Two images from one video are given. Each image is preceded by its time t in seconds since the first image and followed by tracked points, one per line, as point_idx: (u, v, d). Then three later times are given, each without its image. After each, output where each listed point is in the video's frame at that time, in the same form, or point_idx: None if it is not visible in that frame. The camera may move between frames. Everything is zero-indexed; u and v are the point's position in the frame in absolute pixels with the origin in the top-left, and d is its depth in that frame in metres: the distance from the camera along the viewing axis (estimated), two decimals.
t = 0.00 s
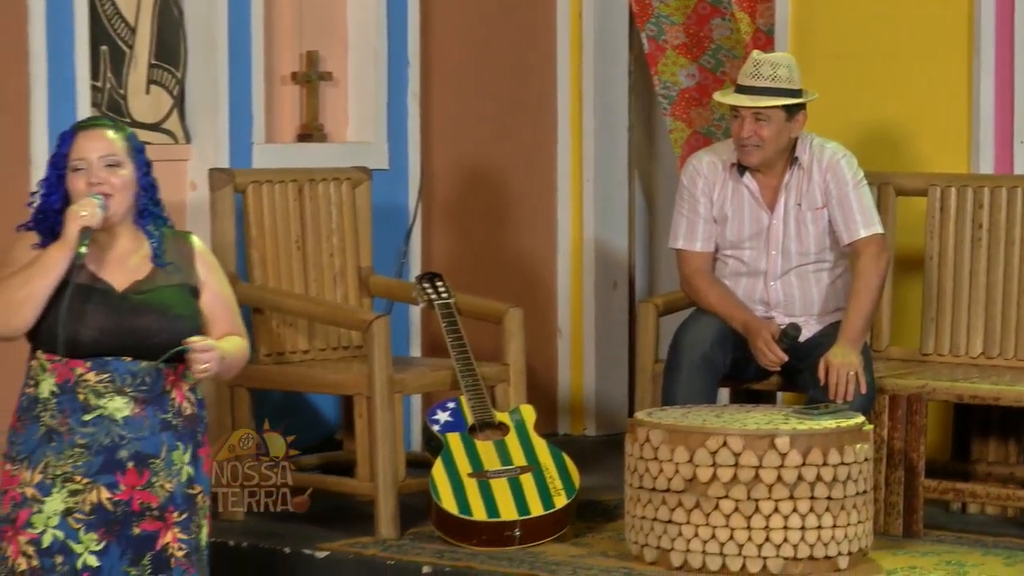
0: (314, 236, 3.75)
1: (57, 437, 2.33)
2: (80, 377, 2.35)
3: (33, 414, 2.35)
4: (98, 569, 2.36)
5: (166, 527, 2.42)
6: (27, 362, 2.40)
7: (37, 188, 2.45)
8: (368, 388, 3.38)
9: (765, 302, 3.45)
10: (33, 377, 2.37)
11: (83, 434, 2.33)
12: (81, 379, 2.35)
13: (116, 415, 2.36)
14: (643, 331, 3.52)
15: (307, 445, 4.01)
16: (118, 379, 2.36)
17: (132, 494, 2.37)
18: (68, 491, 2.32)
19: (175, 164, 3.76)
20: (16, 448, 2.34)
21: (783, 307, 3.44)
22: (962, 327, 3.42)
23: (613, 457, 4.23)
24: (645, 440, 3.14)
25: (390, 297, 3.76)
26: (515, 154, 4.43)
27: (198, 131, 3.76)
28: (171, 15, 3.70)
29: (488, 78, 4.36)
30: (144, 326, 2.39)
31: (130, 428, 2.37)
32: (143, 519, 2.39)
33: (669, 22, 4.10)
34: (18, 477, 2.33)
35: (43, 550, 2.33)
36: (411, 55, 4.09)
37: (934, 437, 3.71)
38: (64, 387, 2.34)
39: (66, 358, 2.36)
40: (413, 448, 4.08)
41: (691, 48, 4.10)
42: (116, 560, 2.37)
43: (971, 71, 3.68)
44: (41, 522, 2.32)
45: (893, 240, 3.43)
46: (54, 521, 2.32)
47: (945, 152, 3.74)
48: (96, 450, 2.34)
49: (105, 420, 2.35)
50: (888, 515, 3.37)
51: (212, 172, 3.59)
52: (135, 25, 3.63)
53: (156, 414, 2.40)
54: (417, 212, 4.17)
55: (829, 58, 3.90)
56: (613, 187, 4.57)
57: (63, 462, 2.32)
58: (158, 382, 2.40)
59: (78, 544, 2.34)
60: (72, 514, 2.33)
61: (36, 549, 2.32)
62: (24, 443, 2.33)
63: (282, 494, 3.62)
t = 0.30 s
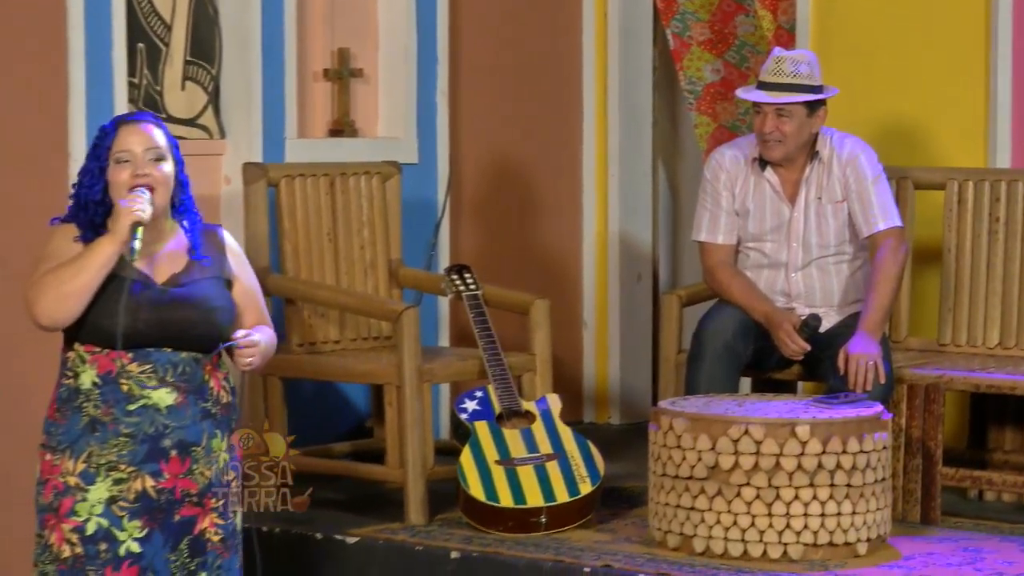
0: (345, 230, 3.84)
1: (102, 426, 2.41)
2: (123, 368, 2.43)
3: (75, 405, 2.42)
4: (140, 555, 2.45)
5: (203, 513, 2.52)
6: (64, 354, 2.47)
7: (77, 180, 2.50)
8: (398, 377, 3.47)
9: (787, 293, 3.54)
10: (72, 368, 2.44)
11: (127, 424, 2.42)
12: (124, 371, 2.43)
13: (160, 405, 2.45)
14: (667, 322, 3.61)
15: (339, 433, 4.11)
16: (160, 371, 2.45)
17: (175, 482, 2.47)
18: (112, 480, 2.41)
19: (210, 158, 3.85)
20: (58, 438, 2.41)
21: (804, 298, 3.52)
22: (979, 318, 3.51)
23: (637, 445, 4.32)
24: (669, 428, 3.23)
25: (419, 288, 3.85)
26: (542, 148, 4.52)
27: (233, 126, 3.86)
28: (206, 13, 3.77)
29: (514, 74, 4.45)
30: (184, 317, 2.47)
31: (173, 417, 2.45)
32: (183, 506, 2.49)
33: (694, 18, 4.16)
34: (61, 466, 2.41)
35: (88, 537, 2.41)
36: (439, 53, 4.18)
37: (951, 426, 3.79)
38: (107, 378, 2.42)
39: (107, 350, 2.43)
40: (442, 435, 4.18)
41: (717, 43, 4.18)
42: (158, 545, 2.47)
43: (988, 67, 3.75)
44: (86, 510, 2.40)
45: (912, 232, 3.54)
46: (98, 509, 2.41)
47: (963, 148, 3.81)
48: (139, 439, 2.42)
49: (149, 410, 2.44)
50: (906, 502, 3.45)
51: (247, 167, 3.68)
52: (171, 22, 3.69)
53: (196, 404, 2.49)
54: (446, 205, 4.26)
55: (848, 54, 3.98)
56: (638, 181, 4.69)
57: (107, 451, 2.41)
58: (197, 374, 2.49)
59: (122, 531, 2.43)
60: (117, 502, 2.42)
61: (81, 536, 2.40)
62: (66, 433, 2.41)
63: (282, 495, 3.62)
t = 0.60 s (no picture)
0: (370, 228, 3.94)
1: (140, 417, 2.49)
2: (157, 359, 2.51)
3: (108, 398, 2.49)
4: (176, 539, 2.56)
5: (236, 498, 2.63)
6: (83, 348, 2.52)
7: (86, 180, 2.55)
8: (421, 372, 3.56)
9: (801, 290, 3.62)
10: (99, 361, 2.50)
11: (165, 415, 2.50)
12: (158, 361, 2.51)
13: (195, 394, 2.54)
14: (684, 319, 3.69)
15: (363, 427, 4.21)
16: (193, 360, 2.54)
17: (208, 468, 2.57)
18: (152, 470, 2.50)
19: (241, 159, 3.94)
20: (90, 431, 2.48)
21: (818, 295, 3.61)
22: (989, 315, 3.59)
23: (656, 439, 4.41)
24: (686, 423, 3.32)
25: (442, 286, 3.95)
26: (562, 149, 4.63)
27: (260, 127, 3.95)
28: (235, 16, 3.88)
29: (531, 76, 4.55)
30: (211, 303, 2.56)
31: (207, 406, 2.55)
32: (215, 491, 2.59)
33: (712, 21, 4.25)
34: (96, 460, 2.48)
35: (131, 526, 2.50)
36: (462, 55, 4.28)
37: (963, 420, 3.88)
38: (142, 370, 2.50)
39: (138, 343, 2.50)
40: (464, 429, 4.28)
41: (734, 46, 4.26)
42: (190, 528, 2.58)
43: (999, 69, 3.84)
44: (128, 500, 2.50)
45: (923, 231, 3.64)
46: (140, 499, 2.50)
47: (973, 148, 3.90)
48: (176, 428, 2.52)
49: (186, 399, 2.53)
50: (917, 495, 3.54)
51: (274, 168, 3.78)
52: (201, 26, 3.80)
53: (225, 391, 2.59)
54: (467, 205, 4.36)
55: (861, 57, 4.07)
56: (656, 180, 4.76)
57: (145, 442, 2.49)
58: (222, 365, 2.59)
59: (162, 518, 2.53)
60: (157, 491, 2.51)
61: (125, 526, 2.50)
62: (98, 426, 2.48)
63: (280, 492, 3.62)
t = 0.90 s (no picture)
0: (389, 221, 4.03)
1: (153, 406, 2.56)
2: (169, 349, 2.59)
3: (120, 387, 2.56)
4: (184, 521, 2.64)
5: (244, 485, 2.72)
6: (89, 339, 2.58)
7: (94, 181, 2.60)
8: (438, 362, 3.65)
9: (810, 283, 3.71)
10: (108, 351, 2.57)
11: (178, 403, 2.58)
12: (170, 351, 2.59)
13: (206, 382, 2.62)
14: (696, 311, 3.78)
15: (384, 415, 4.32)
16: (202, 350, 2.62)
17: (219, 456, 2.64)
18: (165, 456, 2.58)
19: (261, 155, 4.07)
20: (103, 420, 2.54)
21: (826, 287, 3.70)
22: (994, 306, 3.67)
23: (668, 428, 4.50)
24: (697, 412, 3.41)
25: (459, 278, 4.04)
26: (576, 144, 4.75)
27: (283, 123, 4.06)
28: (258, 17, 4.02)
29: (544, 73, 4.67)
30: (219, 304, 2.65)
31: (216, 395, 2.63)
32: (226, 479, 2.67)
33: (725, 21, 4.36)
34: (109, 449, 2.55)
35: (145, 512, 2.57)
36: (478, 53, 4.39)
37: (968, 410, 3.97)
38: (154, 359, 2.58)
39: (149, 333, 2.58)
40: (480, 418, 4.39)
41: (746, 44, 4.34)
42: (197, 511, 2.65)
43: (1003, 67, 3.93)
44: (143, 487, 2.56)
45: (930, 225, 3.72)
46: (154, 486, 2.57)
47: (979, 143, 4.01)
48: (189, 416, 2.59)
49: (197, 388, 2.61)
50: (923, 481, 3.63)
51: (295, 163, 3.87)
52: (224, 25, 3.95)
53: (230, 380, 2.67)
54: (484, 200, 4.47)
55: (869, 56, 4.19)
56: (669, 174, 4.85)
57: (159, 429, 2.56)
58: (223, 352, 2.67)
59: (174, 504, 2.60)
60: (170, 477, 2.59)
61: (140, 513, 2.57)
62: (110, 415, 2.54)
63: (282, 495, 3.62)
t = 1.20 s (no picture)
0: (405, 214, 4.12)
1: (176, 397, 2.71)
2: (185, 341, 2.74)
3: (142, 379, 2.69)
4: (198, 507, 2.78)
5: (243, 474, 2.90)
6: (103, 334, 2.69)
7: (120, 174, 2.70)
8: (454, 351, 3.75)
9: (817, 274, 3.80)
10: (126, 345, 2.69)
11: (197, 393, 2.74)
12: (187, 343, 2.74)
13: (220, 373, 2.78)
14: (705, 302, 3.87)
15: (404, 401, 4.43)
16: (214, 342, 2.78)
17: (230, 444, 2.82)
18: (187, 446, 2.73)
19: (280, 149, 4.17)
20: (127, 413, 2.67)
21: (833, 279, 3.79)
22: (998, 298, 3.77)
23: (679, 416, 4.60)
24: (706, 400, 3.50)
25: (474, 269, 4.14)
26: (588, 137, 4.86)
27: (303, 119, 4.16)
28: (277, 13, 4.12)
29: (556, 69, 4.77)
30: (223, 296, 2.83)
31: (228, 385, 2.80)
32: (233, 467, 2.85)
33: (734, 18, 4.46)
34: (134, 440, 2.68)
35: (167, 501, 2.73)
36: (493, 50, 4.50)
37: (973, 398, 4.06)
38: (174, 351, 2.72)
39: (163, 327, 2.72)
40: (495, 405, 4.50)
41: (754, 41, 4.45)
42: (211, 499, 2.80)
43: (1006, 63, 4.03)
44: (167, 477, 2.72)
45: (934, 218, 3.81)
46: (176, 475, 2.73)
47: (984, 137, 4.10)
48: (207, 406, 2.75)
49: (214, 379, 2.76)
50: (928, 469, 3.71)
51: (314, 157, 3.95)
52: (245, 23, 4.04)
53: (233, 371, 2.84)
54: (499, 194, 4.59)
55: (875, 52, 4.28)
56: (679, 167, 4.96)
57: (182, 420, 2.72)
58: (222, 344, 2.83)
59: (192, 492, 2.76)
60: (190, 466, 2.75)
61: (162, 501, 2.72)
62: (134, 407, 2.68)
63: (281, 495, 3.71)
